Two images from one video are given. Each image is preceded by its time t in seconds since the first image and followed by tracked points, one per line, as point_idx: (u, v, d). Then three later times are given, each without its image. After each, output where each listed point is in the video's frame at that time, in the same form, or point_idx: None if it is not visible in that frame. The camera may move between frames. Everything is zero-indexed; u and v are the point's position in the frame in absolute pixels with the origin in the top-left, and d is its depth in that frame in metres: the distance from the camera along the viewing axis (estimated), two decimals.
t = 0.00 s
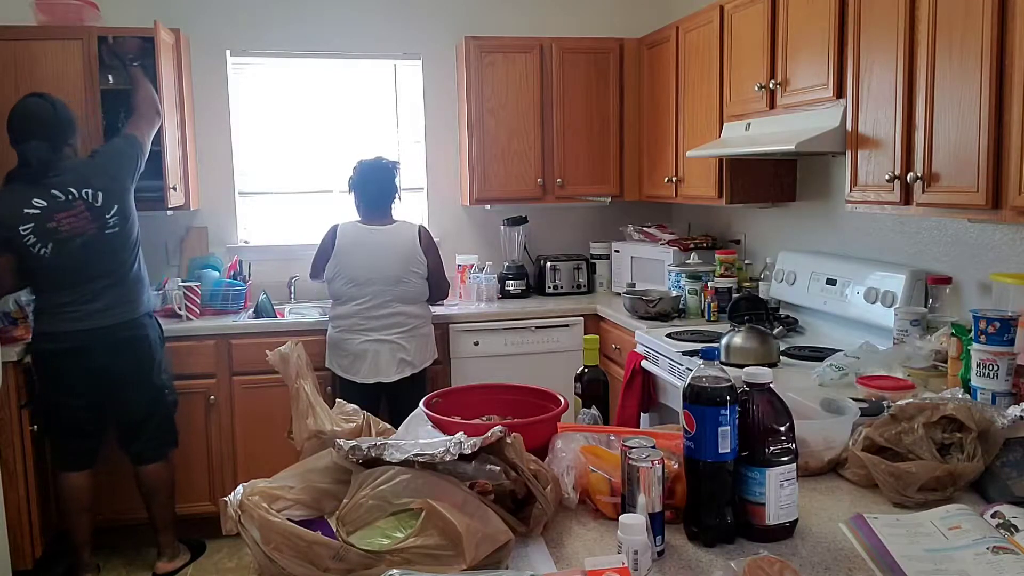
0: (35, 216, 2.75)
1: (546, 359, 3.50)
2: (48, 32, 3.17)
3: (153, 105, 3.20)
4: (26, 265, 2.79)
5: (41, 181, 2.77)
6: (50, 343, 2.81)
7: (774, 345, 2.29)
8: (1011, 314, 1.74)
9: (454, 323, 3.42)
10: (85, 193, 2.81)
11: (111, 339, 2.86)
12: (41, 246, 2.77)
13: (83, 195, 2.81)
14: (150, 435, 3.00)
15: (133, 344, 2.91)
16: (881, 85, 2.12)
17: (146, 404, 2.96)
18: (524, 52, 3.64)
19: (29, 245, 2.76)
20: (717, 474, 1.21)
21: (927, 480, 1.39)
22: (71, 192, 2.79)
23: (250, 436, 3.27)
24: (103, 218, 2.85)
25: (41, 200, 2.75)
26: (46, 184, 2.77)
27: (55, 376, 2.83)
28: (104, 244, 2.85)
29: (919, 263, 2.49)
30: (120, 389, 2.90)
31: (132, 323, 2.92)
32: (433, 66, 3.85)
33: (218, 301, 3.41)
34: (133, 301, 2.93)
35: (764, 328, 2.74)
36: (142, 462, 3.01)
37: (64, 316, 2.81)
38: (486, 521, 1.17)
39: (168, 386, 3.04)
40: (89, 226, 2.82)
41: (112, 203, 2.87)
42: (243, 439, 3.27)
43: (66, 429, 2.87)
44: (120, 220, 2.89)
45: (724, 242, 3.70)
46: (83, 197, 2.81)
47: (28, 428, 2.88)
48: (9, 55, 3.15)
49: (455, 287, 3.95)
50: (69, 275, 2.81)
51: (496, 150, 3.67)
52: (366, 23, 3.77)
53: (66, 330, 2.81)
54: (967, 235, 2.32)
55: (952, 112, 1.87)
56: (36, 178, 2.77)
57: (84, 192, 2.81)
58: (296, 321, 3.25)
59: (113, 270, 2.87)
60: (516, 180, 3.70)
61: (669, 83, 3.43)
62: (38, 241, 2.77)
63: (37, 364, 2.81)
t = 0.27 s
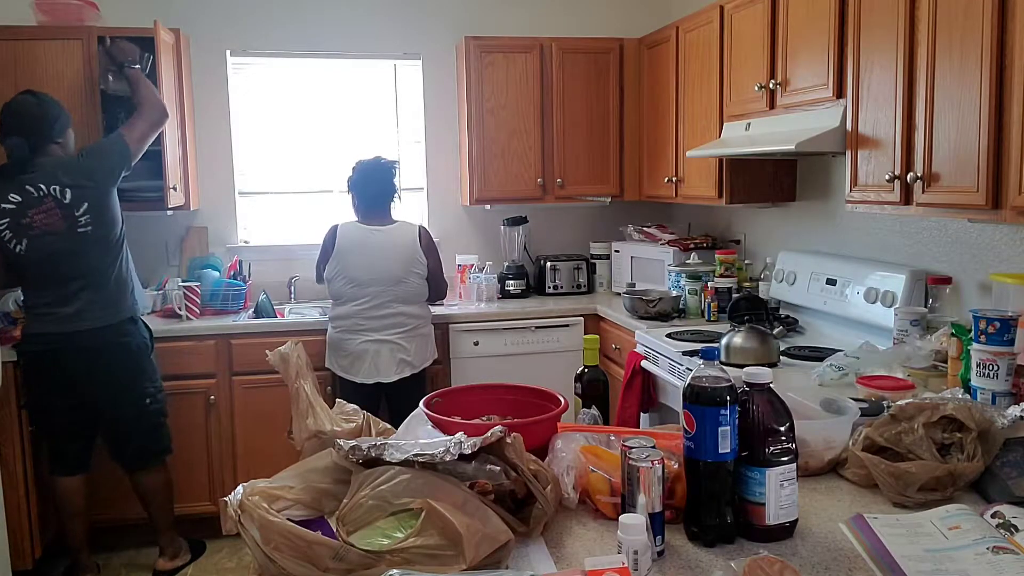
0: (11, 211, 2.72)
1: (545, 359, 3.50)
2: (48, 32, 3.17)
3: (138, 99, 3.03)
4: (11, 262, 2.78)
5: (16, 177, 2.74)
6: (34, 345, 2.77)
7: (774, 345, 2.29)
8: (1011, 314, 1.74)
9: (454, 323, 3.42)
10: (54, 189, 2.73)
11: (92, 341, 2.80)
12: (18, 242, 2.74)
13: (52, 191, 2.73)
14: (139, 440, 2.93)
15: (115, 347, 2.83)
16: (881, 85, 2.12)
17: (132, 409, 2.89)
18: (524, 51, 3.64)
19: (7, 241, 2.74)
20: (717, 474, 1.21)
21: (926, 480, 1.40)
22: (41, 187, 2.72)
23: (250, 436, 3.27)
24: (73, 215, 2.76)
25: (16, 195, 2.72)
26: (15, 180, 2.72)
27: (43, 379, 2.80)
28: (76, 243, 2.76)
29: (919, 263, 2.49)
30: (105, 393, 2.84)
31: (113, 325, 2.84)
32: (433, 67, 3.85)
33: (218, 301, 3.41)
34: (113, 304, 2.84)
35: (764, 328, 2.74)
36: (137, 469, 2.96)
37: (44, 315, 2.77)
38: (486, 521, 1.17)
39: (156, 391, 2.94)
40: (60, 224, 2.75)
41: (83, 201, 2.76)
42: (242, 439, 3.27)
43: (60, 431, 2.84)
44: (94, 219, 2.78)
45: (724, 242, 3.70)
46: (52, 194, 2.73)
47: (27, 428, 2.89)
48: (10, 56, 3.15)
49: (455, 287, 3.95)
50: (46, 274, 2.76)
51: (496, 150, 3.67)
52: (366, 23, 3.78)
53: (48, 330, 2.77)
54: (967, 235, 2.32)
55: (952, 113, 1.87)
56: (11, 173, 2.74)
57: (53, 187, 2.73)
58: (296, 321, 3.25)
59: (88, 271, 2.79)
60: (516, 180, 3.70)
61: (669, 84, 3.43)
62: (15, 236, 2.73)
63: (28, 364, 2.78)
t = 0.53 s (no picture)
0: None
1: (545, 359, 3.50)
2: (48, 32, 3.18)
3: (131, 100, 2.89)
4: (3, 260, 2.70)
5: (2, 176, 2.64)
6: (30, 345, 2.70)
7: (774, 345, 2.29)
8: (1011, 314, 1.74)
9: (454, 323, 3.42)
10: (33, 189, 2.61)
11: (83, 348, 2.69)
12: (5, 241, 2.64)
13: (31, 191, 2.61)
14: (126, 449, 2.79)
15: (107, 349, 2.70)
16: (881, 85, 2.12)
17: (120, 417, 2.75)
18: (524, 52, 3.64)
19: None
20: (717, 474, 1.21)
21: (926, 480, 1.40)
22: (23, 186, 2.61)
23: (250, 436, 3.27)
24: (53, 217, 2.62)
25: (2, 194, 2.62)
26: None
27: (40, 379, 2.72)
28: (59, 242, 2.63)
29: (919, 263, 2.49)
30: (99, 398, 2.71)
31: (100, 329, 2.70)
32: (433, 67, 3.85)
33: (218, 301, 3.42)
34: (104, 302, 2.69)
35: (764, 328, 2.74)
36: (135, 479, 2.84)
37: (33, 317, 2.68)
38: (486, 521, 1.17)
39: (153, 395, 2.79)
40: (40, 225, 2.63)
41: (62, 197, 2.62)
42: (243, 439, 3.27)
43: (59, 432, 2.78)
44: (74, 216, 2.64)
45: (724, 242, 3.70)
46: (30, 194, 2.61)
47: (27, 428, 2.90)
48: (10, 56, 3.15)
49: (455, 287, 3.95)
50: (31, 275, 2.65)
51: (496, 150, 3.67)
52: (365, 22, 3.78)
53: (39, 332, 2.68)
54: (967, 235, 2.32)
55: (952, 113, 1.87)
56: None
57: (31, 187, 2.61)
58: (296, 322, 3.25)
59: (73, 271, 2.65)
60: (516, 180, 3.70)
61: (669, 83, 3.43)
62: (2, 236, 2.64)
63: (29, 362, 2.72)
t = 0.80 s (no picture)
0: (14, 218, 2.63)
1: (546, 359, 3.50)
2: (48, 32, 3.18)
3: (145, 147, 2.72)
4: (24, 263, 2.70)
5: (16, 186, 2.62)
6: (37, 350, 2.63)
7: (774, 345, 2.29)
8: (1011, 314, 1.74)
9: (454, 323, 3.42)
10: (40, 203, 2.55)
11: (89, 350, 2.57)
12: (21, 250, 2.65)
13: (39, 206, 2.56)
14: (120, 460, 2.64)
15: (117, 356, 2.59)
16: (881, 85, 2.12)
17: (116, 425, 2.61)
18: (524, 52, 3.64)
19: (16, 248, 2.68)
20: (717, 474, 1.21)
21: (926, 480, 1.40)
22: (31, 198, 2.56)
23: (250, 436, 3.27)
24: (59, 232, 2.55)
25: (15, 204, 2.61)
26: (13, 188, 2.60)
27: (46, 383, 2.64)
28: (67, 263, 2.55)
29: (919, 263, 2.49)
30: (99, 400, 2.58)
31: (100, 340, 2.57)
32: (433, 67, 3.85)
33: (218, 301, 3.42)
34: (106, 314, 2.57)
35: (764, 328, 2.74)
36: (115, 490, 2.65)
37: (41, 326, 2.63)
38: (486, 521, 1.17)
39: (153, 409, 2.65)
40: (48, 239, 2.57)
41: (72, 220, 2.53)
42: (243, 439, 3.27)
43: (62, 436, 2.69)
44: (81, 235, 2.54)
45: (724, 242, 3.70)
46: (38, 209, 2.55)
47: (27, 428, 2.90)
48: (11, 56, 3.15)
49: (455, 287, 3.95)
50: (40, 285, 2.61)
51: (496, 150, 3.67)
52: (365, 22, 3.78)
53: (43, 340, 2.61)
54: (967, 235, 2.32)
55: (952, 113, 1.87)
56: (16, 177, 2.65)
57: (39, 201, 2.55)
58: (296, 322, 3.25)
59: (75, 287, 2.55)
60: (516, 180, 3.70)
61: (669, 84, 3.43)
62: (18, 244, 2.65)
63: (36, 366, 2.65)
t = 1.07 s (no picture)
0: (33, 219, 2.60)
1: (546, 359, 3.50)
2: (48, 32, 3.18)
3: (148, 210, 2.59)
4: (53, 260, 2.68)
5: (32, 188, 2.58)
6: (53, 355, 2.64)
7: (774, 345, 2.29)
8: (1011, 314, 1.74)
9: (454, 323, 3.42)
10: (45, 211, 2.49)
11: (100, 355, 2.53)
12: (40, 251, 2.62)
13: (44, 214, 2.49)
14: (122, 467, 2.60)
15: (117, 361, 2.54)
16: (881, 85, 2.12)
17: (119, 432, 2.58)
18: (523, 52, 3.64)
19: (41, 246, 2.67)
20: (717, 474, 1.21)
21: (926, 480, 1.40)
22: (39, 205, 2.51)
23: (250, 436, 3.28)
24: (60, 244, 2.48)
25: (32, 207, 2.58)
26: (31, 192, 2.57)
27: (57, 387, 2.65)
28: (72, 273, 2.51)
29: (920, 263, 2.49)
30: (110, 403, 2.54)
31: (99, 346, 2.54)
32: (433, 66, 3.85)
33: (218, 301, 3.42)
34: (109, 327, 2.51)
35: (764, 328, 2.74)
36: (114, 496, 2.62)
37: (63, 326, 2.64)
38: (486, 521, 1.17)
39: (163, 419, 2.62)
40: (54, 249, 2.51)
41: (69, 242, 2.45)
42: (243, 439, 3.27)
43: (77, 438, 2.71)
44: (77, 250, 2.46)
45: (724, 242, 3.70)
46: (43, 218, 2.50)
47: (27, 428, 2.90)
48: (11, 56, 3.15)
49: (455, 287, 3.95)
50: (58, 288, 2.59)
51: (496, 151, 3.67)
52: (365, 22, 3.78)
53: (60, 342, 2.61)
54: (968, 235, 2.32)
55: (952, 114, 1.87)
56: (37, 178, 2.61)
57: (44, 209, 2.48)
58: (296, 322, 3.25)
59: (82, 296, 2.50)
60: (516, 180, 3.70)
61: (669, 85, 3.43)
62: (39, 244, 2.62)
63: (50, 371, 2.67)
